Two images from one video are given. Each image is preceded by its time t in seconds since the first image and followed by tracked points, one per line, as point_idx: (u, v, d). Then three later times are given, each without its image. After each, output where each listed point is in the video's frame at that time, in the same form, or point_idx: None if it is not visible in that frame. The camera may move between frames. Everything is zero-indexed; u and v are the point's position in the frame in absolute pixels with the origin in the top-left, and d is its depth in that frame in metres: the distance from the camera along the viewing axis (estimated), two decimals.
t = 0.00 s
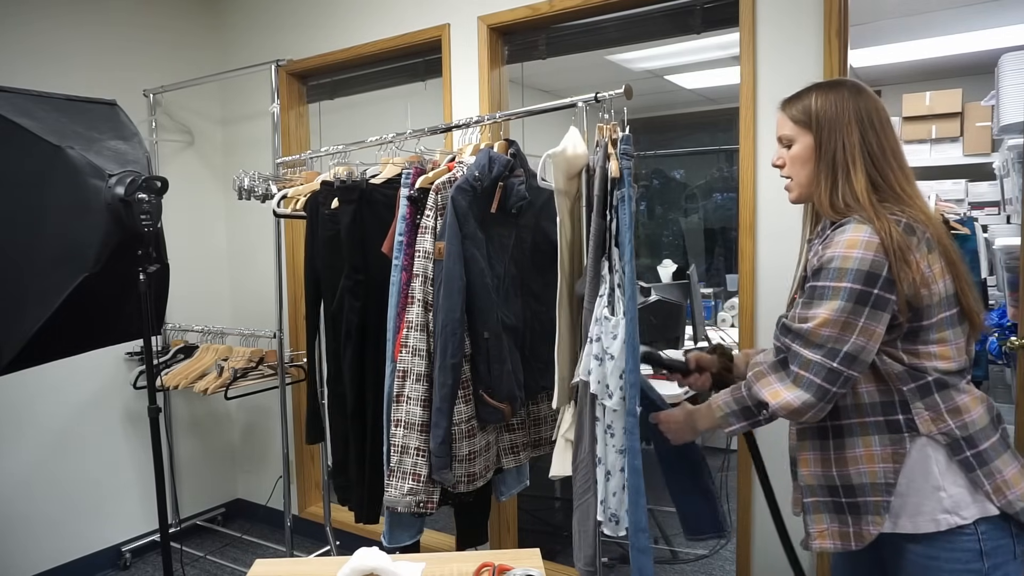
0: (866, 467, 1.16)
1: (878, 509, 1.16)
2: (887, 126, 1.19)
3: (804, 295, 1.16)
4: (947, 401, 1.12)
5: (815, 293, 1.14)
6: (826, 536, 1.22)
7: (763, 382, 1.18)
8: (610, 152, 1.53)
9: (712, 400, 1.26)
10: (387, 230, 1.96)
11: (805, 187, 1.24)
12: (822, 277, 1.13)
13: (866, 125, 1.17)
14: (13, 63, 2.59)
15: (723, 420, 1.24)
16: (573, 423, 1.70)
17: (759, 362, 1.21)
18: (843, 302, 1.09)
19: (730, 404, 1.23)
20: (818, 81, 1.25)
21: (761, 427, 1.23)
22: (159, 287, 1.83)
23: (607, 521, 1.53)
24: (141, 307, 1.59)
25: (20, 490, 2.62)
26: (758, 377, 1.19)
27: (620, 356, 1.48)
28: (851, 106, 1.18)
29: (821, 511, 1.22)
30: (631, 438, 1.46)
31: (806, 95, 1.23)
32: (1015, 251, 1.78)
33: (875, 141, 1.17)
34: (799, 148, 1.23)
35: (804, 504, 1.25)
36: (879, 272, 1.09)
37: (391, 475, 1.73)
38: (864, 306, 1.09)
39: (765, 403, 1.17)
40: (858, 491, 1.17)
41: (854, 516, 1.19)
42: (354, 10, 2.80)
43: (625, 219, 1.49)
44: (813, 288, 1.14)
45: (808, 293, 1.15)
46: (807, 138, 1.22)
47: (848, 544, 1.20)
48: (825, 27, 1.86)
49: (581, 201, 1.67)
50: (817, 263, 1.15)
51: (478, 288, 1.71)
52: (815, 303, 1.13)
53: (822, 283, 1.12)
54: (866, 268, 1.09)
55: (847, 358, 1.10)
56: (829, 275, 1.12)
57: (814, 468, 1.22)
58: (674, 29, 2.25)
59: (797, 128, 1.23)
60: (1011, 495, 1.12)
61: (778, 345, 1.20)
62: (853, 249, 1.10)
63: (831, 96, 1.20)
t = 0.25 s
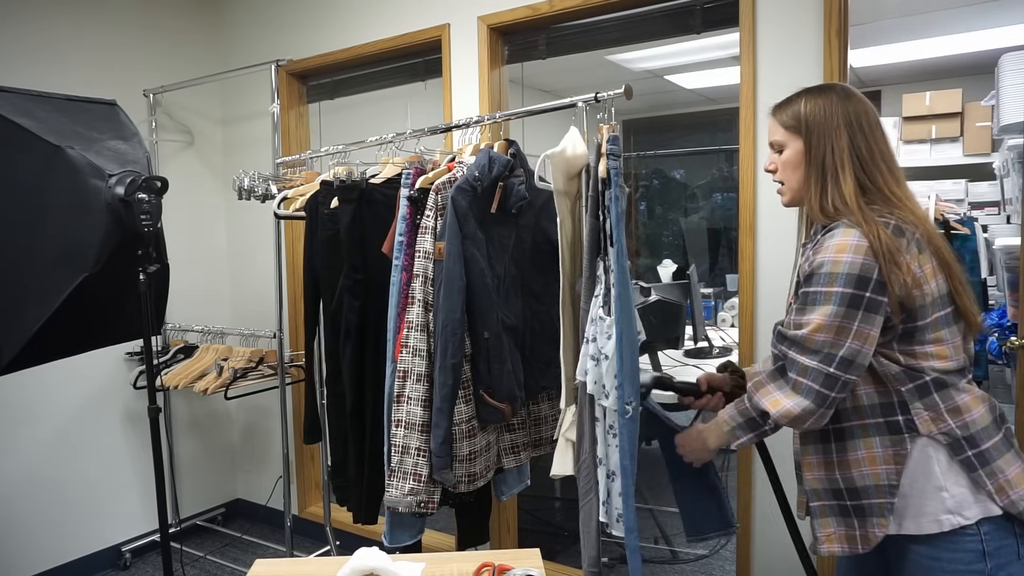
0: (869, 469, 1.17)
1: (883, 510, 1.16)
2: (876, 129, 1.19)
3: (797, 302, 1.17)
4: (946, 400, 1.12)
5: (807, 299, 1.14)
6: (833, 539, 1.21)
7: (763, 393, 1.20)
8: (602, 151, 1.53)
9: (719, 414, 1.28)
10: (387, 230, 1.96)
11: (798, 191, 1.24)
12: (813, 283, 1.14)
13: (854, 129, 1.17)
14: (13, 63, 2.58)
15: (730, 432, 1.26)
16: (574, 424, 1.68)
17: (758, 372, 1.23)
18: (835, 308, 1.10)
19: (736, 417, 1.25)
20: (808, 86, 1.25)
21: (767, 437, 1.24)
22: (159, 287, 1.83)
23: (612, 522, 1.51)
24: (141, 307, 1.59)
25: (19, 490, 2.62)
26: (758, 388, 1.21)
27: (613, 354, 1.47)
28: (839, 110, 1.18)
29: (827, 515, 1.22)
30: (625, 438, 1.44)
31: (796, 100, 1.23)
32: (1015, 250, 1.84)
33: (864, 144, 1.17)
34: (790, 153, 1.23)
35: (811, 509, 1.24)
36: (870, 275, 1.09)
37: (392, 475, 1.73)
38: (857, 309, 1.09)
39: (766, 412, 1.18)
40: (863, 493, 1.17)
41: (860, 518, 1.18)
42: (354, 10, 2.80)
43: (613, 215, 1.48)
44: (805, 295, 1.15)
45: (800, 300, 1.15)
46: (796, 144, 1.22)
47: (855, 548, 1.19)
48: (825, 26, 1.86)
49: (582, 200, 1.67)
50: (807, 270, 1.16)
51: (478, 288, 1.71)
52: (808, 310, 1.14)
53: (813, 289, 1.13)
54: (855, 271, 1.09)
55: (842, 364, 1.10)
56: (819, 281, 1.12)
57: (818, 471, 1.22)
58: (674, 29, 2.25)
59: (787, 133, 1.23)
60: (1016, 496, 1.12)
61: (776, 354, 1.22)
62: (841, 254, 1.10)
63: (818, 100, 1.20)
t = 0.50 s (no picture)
0: (881, 476, 1.16)
1: (899, 517, 1.15)
2: (856, 139, 1.17)
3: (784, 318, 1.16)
4: (947, 401, 1.12)
5: (793, 315, 1.14)
6: (854, 549, 1.21)
7: (756, 409, 1.17)
8: (593, 156, 1.55)
9: (719, 435, 1.22)
10: (387, 231, 1.96)
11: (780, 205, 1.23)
12: (798, 298, 1.13)
13: (832, 142, 1.16)
14: (13, 63, 2.58)
15: (729, 451, 1.19)
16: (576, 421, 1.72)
17: (750, 387, 1.19)
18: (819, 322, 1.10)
19: (735, 435, 1.19)
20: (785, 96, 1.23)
21: (768, 453, 1.18)
22: (159, 287, 1.83)
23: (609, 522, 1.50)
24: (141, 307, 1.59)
25: (19, 490, 2.62)
26: (751, 404, 1.18)
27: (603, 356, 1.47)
28: (817, 121, 1.16)
29: (846, 525, 1.22)
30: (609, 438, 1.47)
31: (774, 113, 1.22)
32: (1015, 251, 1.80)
33: (843, 157, 1.16)
34: (771, 167, 1.22)
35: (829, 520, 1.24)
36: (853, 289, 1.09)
37: (392, 475, 1.74)
38: (841, 322, 1.09)
39: (760, 429, 1.16)
40: (878, 500, 1.17)
41: (878, 526, 1.18)
42: (355, 10, 2.80)
43: (603, 223, 1.49)
44: (791, 312, 1.14)
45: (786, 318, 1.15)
46: (776, 158, 1.21)
47: (877, 556, 1.19)
48: (825, 26, 1.86)
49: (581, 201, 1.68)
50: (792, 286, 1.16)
51: (478, 288, 1.71)
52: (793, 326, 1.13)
53: (799, 304, 1.13)
54: (836, 286, 1.09)
55: (830, 377, 1.10)
56: (803, 296, 1.12)
57: (831, 482, 1.22)
58: (674, 28, 2.25)
59: (767, 147, 1.22)
60: None
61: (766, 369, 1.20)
62: (823, 270, 1.10)
63: (797, 111, 1.18)
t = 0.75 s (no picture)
0: (911, 490, 1.15)
1: (936, 530, 1.14)
2: (825, 163, 1.16)
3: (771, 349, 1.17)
4: (959, 405, 1.11)
5: (778, 345, 1.15)
6: (901, 570, 1.19)
7: (749, 437, 1.18)
8: (591, 157, 1.56)
9: (717, 461, 1.24)
10: (387, 231, 1.95)
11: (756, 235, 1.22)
12: (780, 330, 1.14)
13: (798, 172, 1.15)
14: (13, 63, 2.58)
15: (728, 479, 1.22)
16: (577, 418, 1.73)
17: (743, 417, 1.21)
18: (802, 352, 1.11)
19: (732, 464, 1.21)
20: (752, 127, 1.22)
21: (766, 478, 1.20)
22: (159, 287, 1.83)
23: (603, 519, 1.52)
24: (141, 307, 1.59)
25: (19, 490, 2.62)
26: (745, 433, 1.20)
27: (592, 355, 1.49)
28: (782, 151, 1.16)
29: (889, 547, 1.20)
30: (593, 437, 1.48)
31: (742, 145, 1.21)
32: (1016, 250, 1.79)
33: (811, 185, 1.15)
34: (744, 199, 1.22)
35: (873, 545, 1.23)
36: (833, 317, 1.09)
37: (393, 475, 1.74)
38: (824, 348, 1.10)
39: (754, 457, 1.17)
40: (912, 516, 1.16)
41: (919, 543, 1.16)
42: (355, 10, 2.80)
43: (598, 223, 1.49)
44: (776, 343, 1.15)
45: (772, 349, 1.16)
46: (748, 190, 1.20)
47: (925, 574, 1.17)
48: (826, 26, 1.86)
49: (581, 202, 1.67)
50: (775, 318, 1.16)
51: (479, 288, 1.71)
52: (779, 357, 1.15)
53: (782, 335, 1.14)
54: (815, 313, 1.09)
55: (817, 403, 1.10)
56: (785, 327, 1.13)
57: (864, 505, 1.21)
58: (675, 28, 2.25)
59: (738, 180, 1.22)
60: None
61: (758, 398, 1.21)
62: (802, 300, 1.10)
63: (762, 143, 1.18)
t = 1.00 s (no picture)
0: (922, 497, 1.14)
1: (949, 537, 1.13)
2: (806, 177, 1.18)
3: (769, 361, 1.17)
4: (965, 407, 1.11)
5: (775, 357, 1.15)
6: None
7: (750, 449, 1.19)
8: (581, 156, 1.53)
9: (721, 477, 1.23)
10: (387, 231, 1.96)
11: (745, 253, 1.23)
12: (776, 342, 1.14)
13: (777, 186, 1.17)
14: (13, 63, 2.58)
15: (732, 494, 1.21)
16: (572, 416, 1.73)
17: (744, 431, 1.22)
18: (799, 362, 1.11)
19: (737, 477, 1.20)
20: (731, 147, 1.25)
21: (770, 491, 1.20)
22: (159, 287, 1.83)
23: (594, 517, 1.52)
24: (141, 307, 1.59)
25: (19, 490, 2.62)
26: (746, 446, 1.20)
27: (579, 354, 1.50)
28: (763, 167, 1.18)
29: (901, 557, 1.19)
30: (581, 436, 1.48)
31: (723, 165, 1.23)
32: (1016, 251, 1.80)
33: (792, 200, 1.16)
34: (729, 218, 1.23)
35: (886, 556, 1.22)
36: (827, 327, 1.08)
37: (392, 475, 1.74)
38: (821, 357, 1.10)
39: (755, 470, 1.17)
40: (925, 523, 1.15)
41: (932, 552, 1.15)
42: (355, 10, 2.80)
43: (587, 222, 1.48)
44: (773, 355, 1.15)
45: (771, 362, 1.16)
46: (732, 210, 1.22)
47: None
48: (825, 27, 1.86)
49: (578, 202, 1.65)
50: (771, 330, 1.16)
51: (479, 288, 1.71)
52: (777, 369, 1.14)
53: (778, 347, 1.14)
54: (808, 323, 1.09)
55: (815, 411, 1.11)
56: (780, 338, 1.13)
57: (875, 514, 1.20)
58: (675, 28, 2.24)
59: (722, 200, 1.24)
60: None
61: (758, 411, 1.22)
62: (795, 312, 1.10)
63: (742, 161, 1.20)
